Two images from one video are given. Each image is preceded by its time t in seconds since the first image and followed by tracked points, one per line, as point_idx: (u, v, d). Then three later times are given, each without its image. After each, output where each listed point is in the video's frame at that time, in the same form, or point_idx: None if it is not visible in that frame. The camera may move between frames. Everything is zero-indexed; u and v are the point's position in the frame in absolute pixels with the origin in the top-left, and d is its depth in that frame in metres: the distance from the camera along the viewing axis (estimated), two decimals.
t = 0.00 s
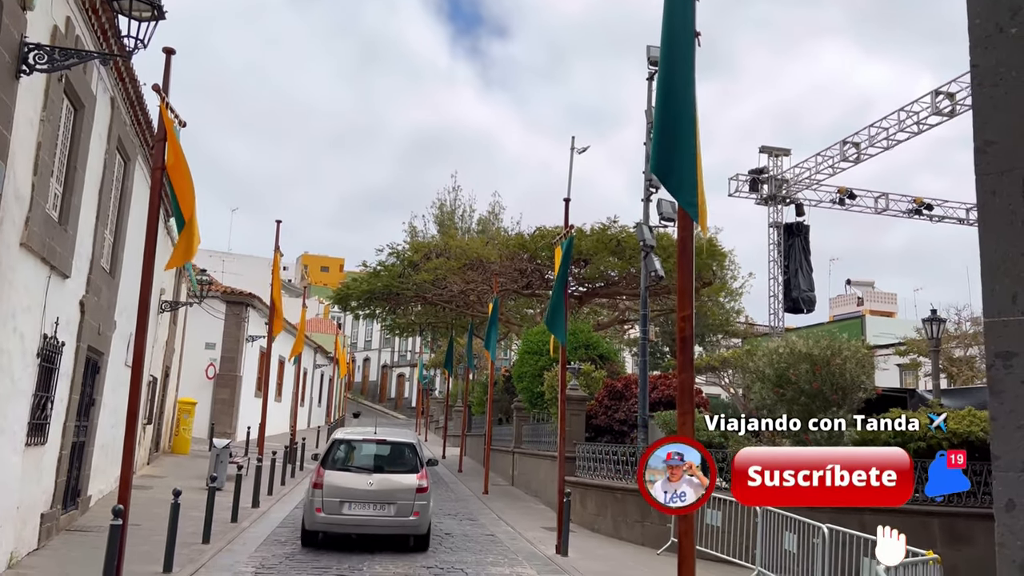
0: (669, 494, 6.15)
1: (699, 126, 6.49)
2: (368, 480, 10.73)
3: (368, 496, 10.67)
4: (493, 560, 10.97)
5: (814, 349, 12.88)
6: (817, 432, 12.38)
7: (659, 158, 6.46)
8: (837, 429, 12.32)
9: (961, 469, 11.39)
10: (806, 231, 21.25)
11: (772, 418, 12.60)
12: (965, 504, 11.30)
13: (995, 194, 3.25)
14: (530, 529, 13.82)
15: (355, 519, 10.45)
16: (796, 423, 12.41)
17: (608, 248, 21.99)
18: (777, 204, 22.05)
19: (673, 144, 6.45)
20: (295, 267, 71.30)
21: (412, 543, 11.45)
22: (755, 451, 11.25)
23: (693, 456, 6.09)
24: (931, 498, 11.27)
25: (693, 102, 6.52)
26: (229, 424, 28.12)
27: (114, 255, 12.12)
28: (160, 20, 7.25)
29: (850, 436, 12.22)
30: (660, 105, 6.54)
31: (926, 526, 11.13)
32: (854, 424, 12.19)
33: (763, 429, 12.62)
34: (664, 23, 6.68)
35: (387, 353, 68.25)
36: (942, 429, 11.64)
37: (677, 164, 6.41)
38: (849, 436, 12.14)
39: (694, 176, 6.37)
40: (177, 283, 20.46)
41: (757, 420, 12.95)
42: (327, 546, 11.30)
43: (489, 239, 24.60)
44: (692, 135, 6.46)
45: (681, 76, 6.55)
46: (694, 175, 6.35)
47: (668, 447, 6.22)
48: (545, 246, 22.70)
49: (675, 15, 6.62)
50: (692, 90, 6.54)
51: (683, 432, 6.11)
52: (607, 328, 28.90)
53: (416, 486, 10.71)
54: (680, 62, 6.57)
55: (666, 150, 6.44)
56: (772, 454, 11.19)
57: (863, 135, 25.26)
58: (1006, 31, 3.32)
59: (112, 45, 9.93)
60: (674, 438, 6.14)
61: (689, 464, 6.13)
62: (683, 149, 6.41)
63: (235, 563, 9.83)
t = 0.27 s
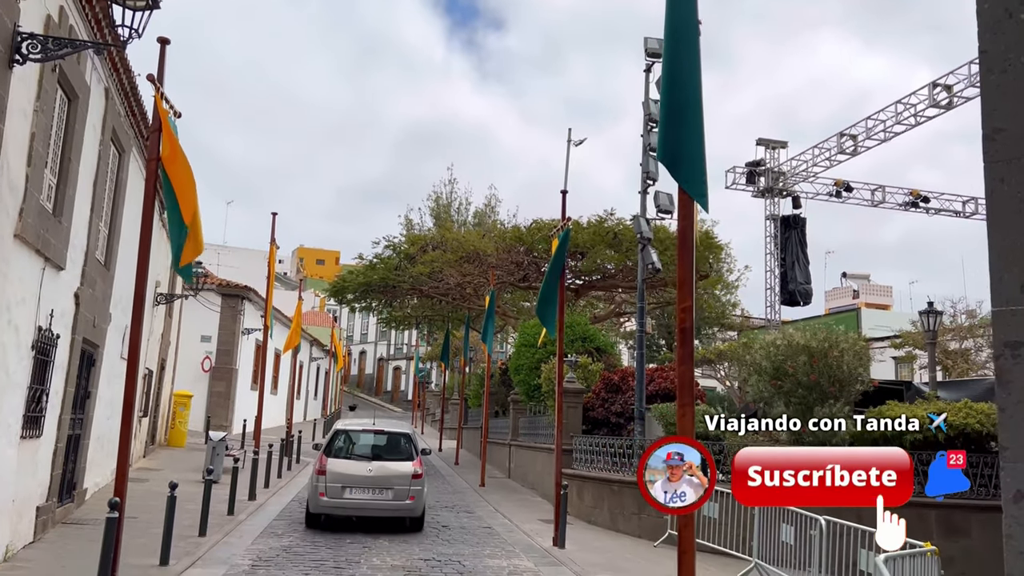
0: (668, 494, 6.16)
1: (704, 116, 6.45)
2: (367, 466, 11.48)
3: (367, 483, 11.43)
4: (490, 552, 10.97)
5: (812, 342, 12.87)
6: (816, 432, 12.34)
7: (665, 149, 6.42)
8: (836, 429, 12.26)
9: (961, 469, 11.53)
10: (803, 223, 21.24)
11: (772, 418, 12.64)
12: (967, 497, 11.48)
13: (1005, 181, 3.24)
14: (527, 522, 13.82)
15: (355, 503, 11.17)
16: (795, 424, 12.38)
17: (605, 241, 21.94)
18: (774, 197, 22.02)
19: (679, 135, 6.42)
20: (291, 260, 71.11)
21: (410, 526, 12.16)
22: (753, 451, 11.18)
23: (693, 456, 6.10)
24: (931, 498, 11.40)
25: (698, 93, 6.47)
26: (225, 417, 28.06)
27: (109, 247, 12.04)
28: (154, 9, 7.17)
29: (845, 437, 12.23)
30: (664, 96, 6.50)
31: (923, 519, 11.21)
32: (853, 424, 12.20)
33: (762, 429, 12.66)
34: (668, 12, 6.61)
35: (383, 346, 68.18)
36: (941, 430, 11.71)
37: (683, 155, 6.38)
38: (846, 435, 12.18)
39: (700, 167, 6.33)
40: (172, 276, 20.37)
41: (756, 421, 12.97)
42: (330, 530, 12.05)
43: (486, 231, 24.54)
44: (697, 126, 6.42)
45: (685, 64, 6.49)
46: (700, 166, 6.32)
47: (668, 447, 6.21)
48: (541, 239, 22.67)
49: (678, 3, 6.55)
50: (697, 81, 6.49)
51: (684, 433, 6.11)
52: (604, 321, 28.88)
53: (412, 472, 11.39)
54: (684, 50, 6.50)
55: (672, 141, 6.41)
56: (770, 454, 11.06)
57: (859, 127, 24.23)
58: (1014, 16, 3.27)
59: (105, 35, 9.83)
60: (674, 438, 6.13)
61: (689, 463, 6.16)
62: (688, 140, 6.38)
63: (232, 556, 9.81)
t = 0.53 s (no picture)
0: (668, 494, 6.12)
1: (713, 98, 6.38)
2: (365, 453, 12.69)
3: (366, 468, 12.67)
4: (487, 546, 10.91)
5: (812, 335, 12.82)
6: (815, 431, 12.33)
7: (675, 136, 6.32)
8: (836, 430, 12.24)
9: (961, 470, 11.42)
10: (802, 217, 21.11)
11: (772, 417, 12.59)
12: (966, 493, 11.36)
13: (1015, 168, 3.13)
14: (524, 516, 13.77)
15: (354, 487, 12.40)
16: (795, 423, 12.34)
17: (603, 235, 21.86)
18: (773, 191, 21.94)
19: (690, 118, 6.33)
20: (289, 255, 71.03)
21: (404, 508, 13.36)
22: (753, 453, 11.09)
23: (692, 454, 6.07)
24: (931, 497, 11.21)
25: (708, 75, 6.40)
26: (222, 411, 27.99)
27: (103, 239, 11.93)
28: None
29: (844, 435, 12.21)
30: (672, 81, 6.42)
31: (922, 515, 11.20)
32: (853, 423, 12.14)
33: (762, 429, 12.54)
34: None
35: (381, 340, 68.13)
36: (941, 429, 11.61)
37: (695, 138, 6.28)
38: (845, 431, 12.15)
39: (714, 150, 6.26)
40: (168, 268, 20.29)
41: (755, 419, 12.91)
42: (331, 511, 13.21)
43: (484, 225, 24.46)
44: (708, 110, 6.35)
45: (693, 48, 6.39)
46: (713, 150, 6.24)
47: (668, 446, 6.17)
48: (539, 232, 22.59)
49: None
50: (706, 64, 6.41)
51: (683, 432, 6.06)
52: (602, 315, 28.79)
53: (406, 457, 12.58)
54: (691, 34, 6.41)
55: (681, 127, 6.31)
56: (770, 454, 10.99)
57: (860, 121, 25.68)
58: None
59: (99, 24, 9.72)
60: (675, 437, 6.09)
61: (688, 463, 6.11)
62: (700, 124, 6.30)
63: (227, 550, 9.74)
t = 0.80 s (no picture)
0: (669, 494, 6.00)
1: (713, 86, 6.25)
2: (362, 445, 13.50)
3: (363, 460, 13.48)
4: (483, 544, 10.79)
5: (813, 331, 12.69)
6: (815, 430, 12.20)
7: (673, 122, 6.17)
8: (835, 429, 12.11)
9: (961, 469, 11.23)
10: (803, 213, 20.94)
11: (772, 417, 12.44)
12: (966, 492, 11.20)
13: None
14: (521, 513, 13.65)
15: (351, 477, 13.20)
16: (795, 423, 12.18)
17: (602, 230, 21.71)
18: (774, 187, 21.80)
19: (689, 105, 6.19)
20: (289, 251, 70.95)
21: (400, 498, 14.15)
22: (753, 453, 11.15)
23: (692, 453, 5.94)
24: (931, 498, 11.06)
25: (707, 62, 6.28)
26: (219, 406, 27.89)
27: (97, 232, 11.80)
28: None
29: (845, 434, 12.11)
30: (670, 68, 6.29)
31: (923, 513, 11.08)
32: (853, 422, 12.03)
33: (763, 429, 12.33)
34: None
35: (381, 337, 68.04)
36: (942, 429, 11.51)
37: (695, 125, 6.14)
38: (845, 431, 12.08)
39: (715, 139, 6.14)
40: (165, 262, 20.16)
41: (754, 419, 12.75)
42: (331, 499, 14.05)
43: (483, 220, 24.33)
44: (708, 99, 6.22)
45: (690, 34, 6.27)
46: (713, 139, 6.12)
47: (668, 446, 6.02)
48: (538, 228, 22.46)
49: None
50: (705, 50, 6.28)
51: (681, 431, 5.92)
52: (601, 312, 28.61)
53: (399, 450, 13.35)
54: (687, 21, 6.29)
55: (679, 113, 6.16)
56: (770, 454, 11.08)
57: (861, 117, 25.00)
58: None
59: (90, 13, 9.58)
60: (674, 437, 5.95)
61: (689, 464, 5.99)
62: (700, 111, 6.17)
63: (219, 546, 9.62)
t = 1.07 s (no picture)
0: (668, 494, 5.86)
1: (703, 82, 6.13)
2: (358, 441, 14.21)
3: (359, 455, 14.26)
4: (478, 545, 10.66)
5: (813, 332, 12.55)
6: (815, 431, 12.07)
7: (660, 118, 6.08)
8: (835, 431, 11.95)
9: (963, 469, 11.16)
10: (803, 213, 20.81)
11: (771, 417, 12.38)
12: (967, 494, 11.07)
13: None
14: (517, 514, 13.53)
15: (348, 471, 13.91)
16: (794, 424, 12.11)
17: (601, 230, 21.55)
18: (774, 186, 21.66)
19: (675, 102, 6.07)
20: (288, 249, 70.80)
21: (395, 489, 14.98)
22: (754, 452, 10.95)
23: (691, 453, 5.84)
24: (930, 500, 10.98)
25: (697, 57, 6.14)
26: (216, 404, 27.76)
27: (89, 228, 11.65)
28: None
29: (844, 435, 11.97)
30: (660, 62, 6.15)
31: (922, 516, 10.98)
32: (852, 422, 11.90)
33: (763, 429, 12.34)
34: None
35: (379, 335, 67.93)
36: (942, 430, 11.42)
37: (682, 121, 6.03)
38: (845, 432, 11.89)
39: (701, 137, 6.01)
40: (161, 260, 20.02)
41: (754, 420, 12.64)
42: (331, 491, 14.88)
43: (481, 219, 24.21)
44: (697, 95, 6.10)
45: (681, 26, 6.12)
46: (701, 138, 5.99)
47: (669, 446, 5.92)
48: (536, 227, 22.32)
49: None
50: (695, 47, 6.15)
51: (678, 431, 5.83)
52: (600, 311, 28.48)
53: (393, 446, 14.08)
54: (680, 13, 6.15)
55: (666, 109, 6.06)
56: (771, 455, 10.84)
57: (863, 116, 25.07)
58: None
59: (81, 5, 9.43)
60: (675, 437, 5.86)
61: (690, 460, 5.86)
62: (688, 108, 6.05)
63: (210, 547, 9.48)
